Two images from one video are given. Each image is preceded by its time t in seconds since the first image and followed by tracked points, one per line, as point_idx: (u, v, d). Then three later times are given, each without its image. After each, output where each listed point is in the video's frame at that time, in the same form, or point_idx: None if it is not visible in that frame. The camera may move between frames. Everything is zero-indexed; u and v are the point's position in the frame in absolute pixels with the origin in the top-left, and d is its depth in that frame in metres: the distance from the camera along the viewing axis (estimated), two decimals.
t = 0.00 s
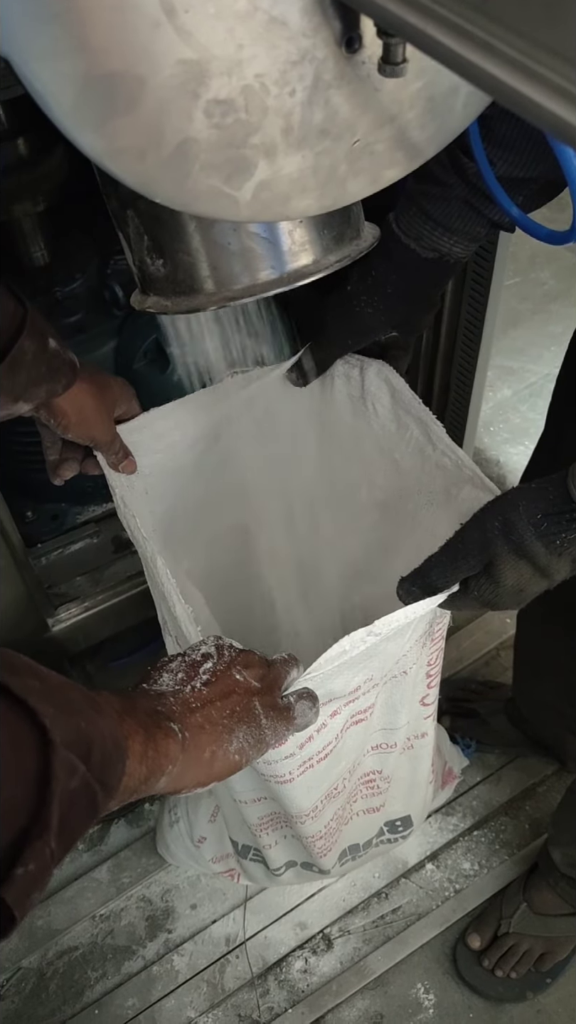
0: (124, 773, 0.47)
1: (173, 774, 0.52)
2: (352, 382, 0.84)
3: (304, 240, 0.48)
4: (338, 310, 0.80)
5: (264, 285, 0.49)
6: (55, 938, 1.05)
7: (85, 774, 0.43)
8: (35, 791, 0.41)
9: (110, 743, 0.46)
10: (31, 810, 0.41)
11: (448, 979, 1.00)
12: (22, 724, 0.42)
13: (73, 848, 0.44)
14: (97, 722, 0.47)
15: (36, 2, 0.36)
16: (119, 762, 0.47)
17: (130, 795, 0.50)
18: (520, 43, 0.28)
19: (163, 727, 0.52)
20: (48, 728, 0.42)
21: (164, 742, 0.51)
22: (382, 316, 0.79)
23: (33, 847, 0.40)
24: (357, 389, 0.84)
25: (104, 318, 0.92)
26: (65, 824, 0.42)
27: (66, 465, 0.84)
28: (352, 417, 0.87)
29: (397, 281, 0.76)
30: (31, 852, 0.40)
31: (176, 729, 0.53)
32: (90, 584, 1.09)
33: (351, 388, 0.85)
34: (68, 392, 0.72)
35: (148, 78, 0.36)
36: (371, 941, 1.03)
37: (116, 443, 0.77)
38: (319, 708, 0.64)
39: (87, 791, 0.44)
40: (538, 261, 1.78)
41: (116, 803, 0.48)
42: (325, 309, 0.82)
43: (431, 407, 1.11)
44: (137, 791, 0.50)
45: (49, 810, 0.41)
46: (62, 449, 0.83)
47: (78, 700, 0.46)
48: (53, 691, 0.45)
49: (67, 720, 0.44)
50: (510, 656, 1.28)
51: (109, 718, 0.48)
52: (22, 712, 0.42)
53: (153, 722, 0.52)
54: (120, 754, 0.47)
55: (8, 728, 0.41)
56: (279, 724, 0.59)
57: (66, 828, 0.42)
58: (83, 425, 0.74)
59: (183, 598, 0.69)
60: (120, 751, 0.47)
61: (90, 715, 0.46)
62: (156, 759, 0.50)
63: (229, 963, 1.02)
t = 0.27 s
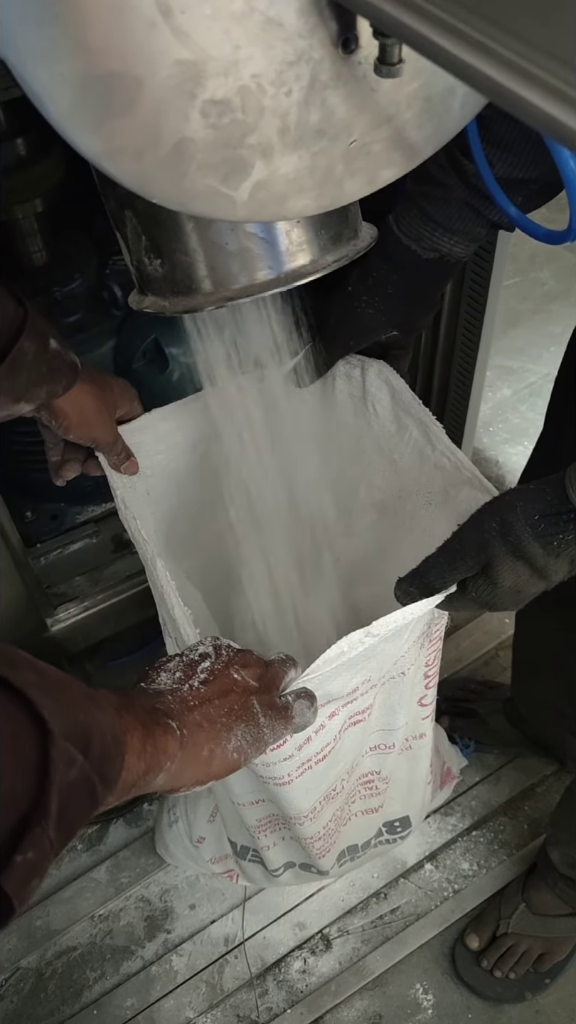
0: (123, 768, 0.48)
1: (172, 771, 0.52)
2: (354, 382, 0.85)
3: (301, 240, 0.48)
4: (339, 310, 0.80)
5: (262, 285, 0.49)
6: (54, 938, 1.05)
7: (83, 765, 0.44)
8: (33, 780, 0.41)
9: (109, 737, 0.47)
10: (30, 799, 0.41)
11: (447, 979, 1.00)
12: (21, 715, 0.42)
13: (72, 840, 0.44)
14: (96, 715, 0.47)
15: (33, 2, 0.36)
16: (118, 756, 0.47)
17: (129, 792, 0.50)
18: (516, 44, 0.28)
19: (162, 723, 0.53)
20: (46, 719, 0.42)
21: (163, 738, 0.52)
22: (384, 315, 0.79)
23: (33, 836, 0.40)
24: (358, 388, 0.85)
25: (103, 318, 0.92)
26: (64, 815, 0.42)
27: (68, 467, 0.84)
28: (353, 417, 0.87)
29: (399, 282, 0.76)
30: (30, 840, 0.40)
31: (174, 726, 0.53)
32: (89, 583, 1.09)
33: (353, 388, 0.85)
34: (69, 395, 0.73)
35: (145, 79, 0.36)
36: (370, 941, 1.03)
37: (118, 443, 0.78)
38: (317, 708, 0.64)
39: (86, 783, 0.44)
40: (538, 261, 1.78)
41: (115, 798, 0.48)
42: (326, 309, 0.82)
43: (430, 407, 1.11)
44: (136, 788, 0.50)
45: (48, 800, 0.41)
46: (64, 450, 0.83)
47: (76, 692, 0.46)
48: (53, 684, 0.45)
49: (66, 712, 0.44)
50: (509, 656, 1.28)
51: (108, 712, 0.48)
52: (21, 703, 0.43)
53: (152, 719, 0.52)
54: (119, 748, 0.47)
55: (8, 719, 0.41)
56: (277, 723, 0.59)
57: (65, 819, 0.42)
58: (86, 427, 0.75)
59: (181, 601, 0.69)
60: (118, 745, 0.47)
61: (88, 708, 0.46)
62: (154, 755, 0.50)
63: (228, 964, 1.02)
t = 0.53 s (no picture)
0: (124, 762, 0.48)
1: (173, 768, 0.52)
2: (356, 385, 0.85)
3: (302, 242, 0.48)
4: (340, 313, 0.79)
5: (263, 287, 0.49)
6: (54, 940, 1.05)
7: (85, 757, 0.44)
8: (35, 771, 0.41)
9: (110, 731, 0.47)
10: (31, 790, 0.41)
11: (447, 981, 1.00)
12: (22, 706, 0.42)
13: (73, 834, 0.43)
14: (97, 710, 0.47)
15: (33, 5, 0.36)
16: (120, 751, 0.47)
17: (129, 787, 0.50)
18: (516, 47, 0.28)
19: (163, 720, 0.53)
20: (47, 710, 0.43)
21: (164, 734, 0.52)
22: (386, 320, 0.79)
23: (33, 826, 0.40)
24: (361, 392, 0.85)
25: (104, 318, 0.92)
26: (65, 806, 0.42)
27: (68, 471, 0.84)
28: (355, 420, 0.87)
29: (402, 284, 0.75)
30: (32, 830, 0.40)
31: (175, 723, 0.53)
32: (90, 584, 1.09)
33: (355, 392, 0.85)
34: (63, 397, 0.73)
35: (145, 82, 0.36)
36: (370, 943, 1.03)
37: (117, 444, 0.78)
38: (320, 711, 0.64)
39: (87, 774, 0.44)
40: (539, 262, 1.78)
41: (116, 794, 0.48)
42: (327, 313, 0.81)
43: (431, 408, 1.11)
44: (136, 783, 0.50)
45: (49, 790, 0.41)
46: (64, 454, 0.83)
47: (77, 687, 0.47)
48: (53, 679, 0.45)
49: (67, 704, 0.45)
50: (510, 657, 1.28)
51: (108, 706, 0.49)
52: (22, 696, 0.43)
53: (153, 716, 0.52)
54: (120, 742, 0.47)
55: (9, 710, 0.42)
56: (279, 723, 0.59)
57: (66, 810, 0.42)
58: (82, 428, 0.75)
59: (182, 603, 0.69)
60: (120, 739, 0.47)
61: (88, 701, 0.47)
62: (155, 751, 0.50)
63: (229, 965, 1.02)
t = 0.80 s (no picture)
0: (126, 759, 0.47)
1: (175, 767, 0.52)
2: (361, 389, 0.85)
3: (306, 247, 0.48)
4: (345, 315, 0.80)
5: (266, 292, 0.49)
6: (56, 942, 1.05)
7: (86, 753, 0.44)
8: (35, 767, 0.41)
9: (111, 729, 0.47)
10: (32, 786, 0.41)
11: (449, 984, 1.00)
12: (23, 703, 0.42)
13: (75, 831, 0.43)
14: (97, 706, 0.47)
15: (38, 13, 0.36)
16: (121, 748, 0.47)
17: (130, 785, 0.50)
18: (521, 53, 0.28)
19: (164, 718, 0.53)
20: (48, 706, 0.43)
21: (165, 732, 0.51)
22: (391, 323, 0.79)
23: (34, 820, 0.40)
24: (366, 396, 0.85)
25: (106, 320, 0.93)
26: (65, 802, 0.42)
27: (71, 472, 0.83)
28: (360, 424, 0.87)
29: (407, 287, 0.76)
30: (33, 825, 0.40)
31: (176, 721, 0.53)
32: (92, 586, 1.08)
33: (360, 395, 0.86)
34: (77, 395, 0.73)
35: (150, 88, 0.36)
36: (372, 945, 1.03)
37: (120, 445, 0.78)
38: (319, 713, 0.64)
39: (88, 771, 0.44)
40: (540, 264, 1.78)
41: (116, 793, 0.48)
42: (333, 317, 0.82)
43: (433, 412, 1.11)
44: (138, 781, 0.50)
45: (50, 786, 0.41)
46: (67, 457, 0.83)
47: (78, 683, 0.47)
48: (55, 675, 0.45)
49: (68, 700, 0.44)
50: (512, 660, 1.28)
51: (110, 703, 0.48)
52: (23, 692, 0.43)
53: (154, 714, 0.52)
54: (121, 740, 0.47)
55: (10, 706, 0.42)
56: (279, 723, 0.59)
57: (68, 807, 0.42)
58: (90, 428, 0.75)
59: (184, 606, 0.69)
60: (121, 736, 0.47)
61: (90, 698, 0.47)
62: (157, 749, 0.50)
63: (230, 968, 1.02)
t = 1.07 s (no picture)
0: (124, 754, 0.47)
1: (172, 759, 0.52)
2: (362, 388, 0.85)
3: (308, 247, 0.48)
4: (347, 315, 0.80)
5: (268, 291, 0.49)
6: (55, 943, 1.05)
7: (84, 749, 0.44)
8: (33, 765, 0.42)
9: (110, 723, 0.47)
10: (31, 784, 0.42)
11: (449, 984, 1.00)
12: (23, 701, 0.43)
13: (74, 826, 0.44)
14: (95, 701, 0.47)
15: (39, 10, 0.36)
16: (119, 742, 0.47)
17: (129, 778, 0.49)
18: (525, 52, 0.28)
19: (162, 710, 0.52)
20: (46, 704, 0.43)
21: (163, 725, 0.51)
22: (392, 322, 0.78)
23: (33, 817, 0.41)
24: (367, 396, 0.85)
25: (106, 319, 0.92)
26: (63, 797, 0.43)
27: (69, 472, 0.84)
28: (362, 425, 0.87)
29: (408, 286, 0.75)
30: (32, 824, 0.41)
31: (174, 714, 0.53)
32: (91, 586, 1.09)
33: (361, 395, 0.85)
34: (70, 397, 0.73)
35: (152, 87, 0.35)
36: (372, 946, 1.03)
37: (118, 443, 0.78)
38: (317, 704, 0.63)
39: (86, 767, 0.44)
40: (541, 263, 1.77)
41: (115, 787, 0.48)
42: (335, 317, 0.81)
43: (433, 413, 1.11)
44: (136, 775, 0.50)
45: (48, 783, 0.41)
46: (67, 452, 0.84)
47: (75, 678, 0.47)
48: (52, 671, 0.45)
49: (65, 696, 0.45)
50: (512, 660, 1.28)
51: (107, 698, 0.48)
52: (20, 689, 0.43)
53: (151, 707, 0.52)
54: (120, 734, 0.47)
55: (10, 704, 0.42)
56: (276, 714, 0.58)
57: (66, 802, 0.43)
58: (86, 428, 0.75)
59: (180, 603, 0.69)
60: (119, 731, 0.47)
61: (87, 693, 0.47)
62: (154, 742, 0.50)
63: (230, 968, 1.02)
